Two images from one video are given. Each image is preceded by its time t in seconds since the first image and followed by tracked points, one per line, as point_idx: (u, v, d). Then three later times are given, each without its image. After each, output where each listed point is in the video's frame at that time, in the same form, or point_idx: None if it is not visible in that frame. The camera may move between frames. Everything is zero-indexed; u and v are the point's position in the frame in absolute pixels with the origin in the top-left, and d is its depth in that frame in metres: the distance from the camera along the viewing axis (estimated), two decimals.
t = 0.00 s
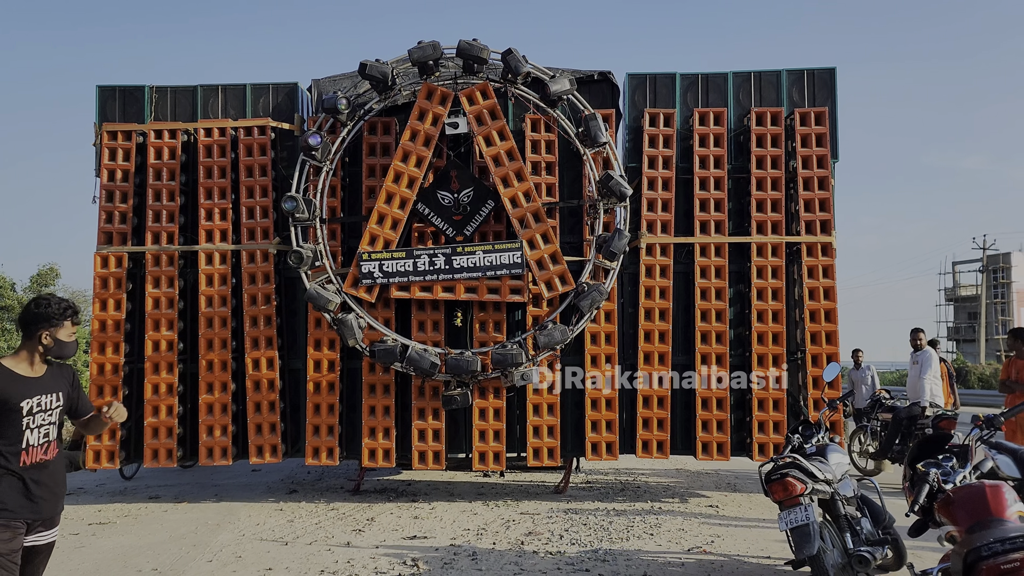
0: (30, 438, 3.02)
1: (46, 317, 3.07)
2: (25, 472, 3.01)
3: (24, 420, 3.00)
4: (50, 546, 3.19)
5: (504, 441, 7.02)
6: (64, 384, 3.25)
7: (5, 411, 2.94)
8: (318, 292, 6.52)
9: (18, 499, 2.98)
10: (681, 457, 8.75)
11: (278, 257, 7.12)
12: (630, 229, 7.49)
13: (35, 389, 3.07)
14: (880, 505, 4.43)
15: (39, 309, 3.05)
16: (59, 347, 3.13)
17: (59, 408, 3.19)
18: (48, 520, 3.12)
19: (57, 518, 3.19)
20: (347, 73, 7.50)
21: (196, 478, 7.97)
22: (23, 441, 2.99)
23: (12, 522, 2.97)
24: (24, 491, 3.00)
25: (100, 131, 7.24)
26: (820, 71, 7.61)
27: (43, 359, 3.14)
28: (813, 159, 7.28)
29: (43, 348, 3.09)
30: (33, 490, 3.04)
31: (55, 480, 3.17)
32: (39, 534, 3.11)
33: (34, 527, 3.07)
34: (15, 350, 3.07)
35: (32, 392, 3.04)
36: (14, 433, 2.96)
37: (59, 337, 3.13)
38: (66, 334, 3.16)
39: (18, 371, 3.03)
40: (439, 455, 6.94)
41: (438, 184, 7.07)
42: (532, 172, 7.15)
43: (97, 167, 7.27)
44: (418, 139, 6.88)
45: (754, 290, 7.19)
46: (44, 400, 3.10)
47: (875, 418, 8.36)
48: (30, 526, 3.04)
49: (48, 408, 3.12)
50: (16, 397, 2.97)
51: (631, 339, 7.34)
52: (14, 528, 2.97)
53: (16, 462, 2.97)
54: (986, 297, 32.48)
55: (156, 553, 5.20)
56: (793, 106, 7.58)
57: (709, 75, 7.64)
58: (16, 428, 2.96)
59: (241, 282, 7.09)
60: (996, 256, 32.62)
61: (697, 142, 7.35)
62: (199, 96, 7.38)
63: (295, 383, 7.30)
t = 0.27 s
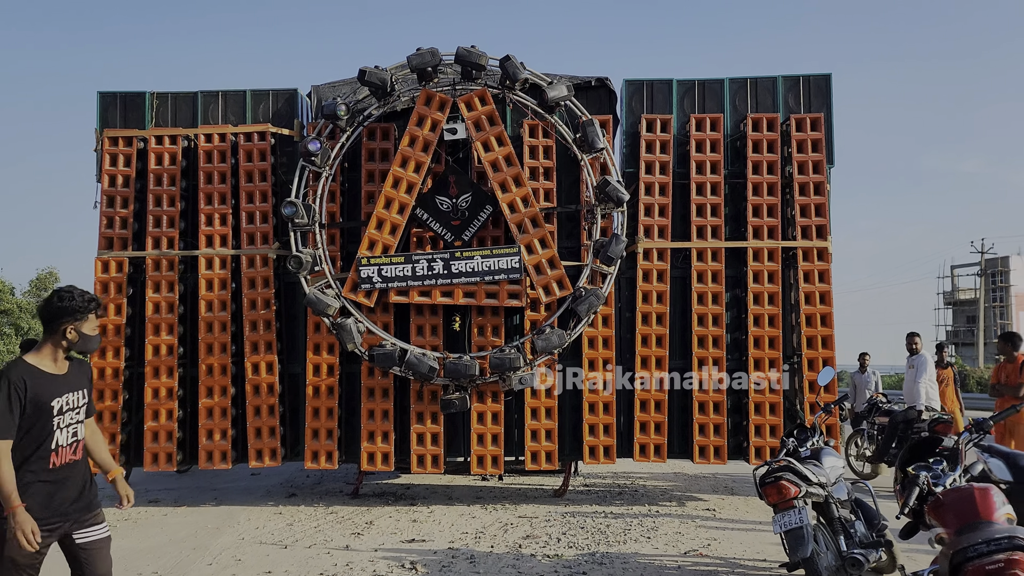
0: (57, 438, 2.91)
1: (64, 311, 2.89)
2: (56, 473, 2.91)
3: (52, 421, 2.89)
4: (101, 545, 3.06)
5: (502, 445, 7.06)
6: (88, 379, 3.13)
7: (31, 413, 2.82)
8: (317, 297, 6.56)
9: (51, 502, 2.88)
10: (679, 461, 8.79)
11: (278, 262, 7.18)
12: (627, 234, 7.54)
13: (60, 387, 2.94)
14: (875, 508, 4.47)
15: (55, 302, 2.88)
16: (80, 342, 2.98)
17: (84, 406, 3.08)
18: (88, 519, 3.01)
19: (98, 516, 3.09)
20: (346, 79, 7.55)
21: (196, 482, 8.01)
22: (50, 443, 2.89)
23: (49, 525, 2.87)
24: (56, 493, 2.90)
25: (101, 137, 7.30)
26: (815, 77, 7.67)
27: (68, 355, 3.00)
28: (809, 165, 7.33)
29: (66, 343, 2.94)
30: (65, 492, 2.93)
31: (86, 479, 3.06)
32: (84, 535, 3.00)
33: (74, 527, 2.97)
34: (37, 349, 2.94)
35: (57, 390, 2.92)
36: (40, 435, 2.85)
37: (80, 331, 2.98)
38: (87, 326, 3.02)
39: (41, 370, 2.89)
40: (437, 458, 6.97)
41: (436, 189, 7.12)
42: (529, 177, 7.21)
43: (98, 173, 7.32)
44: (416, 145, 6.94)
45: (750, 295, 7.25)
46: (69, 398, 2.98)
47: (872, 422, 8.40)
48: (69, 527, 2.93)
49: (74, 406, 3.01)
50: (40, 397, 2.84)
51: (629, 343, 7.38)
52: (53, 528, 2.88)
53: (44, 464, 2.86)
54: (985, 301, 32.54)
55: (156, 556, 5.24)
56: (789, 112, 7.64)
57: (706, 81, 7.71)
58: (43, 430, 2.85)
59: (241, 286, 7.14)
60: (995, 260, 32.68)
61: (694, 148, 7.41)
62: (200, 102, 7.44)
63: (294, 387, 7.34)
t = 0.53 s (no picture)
0: (105, 438, 2.96)
1: (112, 312, 2.97)
2: (103, 472, 2.95)
3: (101, 419, 2.94)
4: (139, 549, 3.11)
5: (500, 446, 7.13)
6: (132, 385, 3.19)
7: (82, 410, 2.87)
8: (317, 299, 6.64)
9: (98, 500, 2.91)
10: (676, 462, 8.86)
11: (278, 264, 7.25)
12: (624, 237, 7.62)
13: (107, 387, 2.99)
14: (867, 508, 4.54)
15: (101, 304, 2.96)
16: (125, 342, 3.03)
17: (130, 410, 3.13)
18: (127, 524, 3.06)
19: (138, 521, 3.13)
20: (346, 83, 7.63)
21: (197, 483, 8.08)
22: (99, 442, 2.94)
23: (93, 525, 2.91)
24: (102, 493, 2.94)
25: (104, 141, 7.38)
26: (811, 81, 7.74)
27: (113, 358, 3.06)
28: (805, 168, 7.41)
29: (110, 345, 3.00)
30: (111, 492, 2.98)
31: (128, 483, 3.11)
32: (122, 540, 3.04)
33: (115, 531, 3.01)
34: (85, 351, 3.02)
35: (107, 391, 2.98)
36: (91, 431, 2.90)
37: (126, 333, 3.04)
38: (132, 328, 3.05)
39: (89, 370, 2.95)
40: (436, 459, 7.04)
41: (435, 193, 7.19)
42: (527, 180, 7.29)
43: (101, 176, 7.40)
44: (415, 149, 7.02)
45: (746, 297, 7.32)
46: (116, 400, 3.04)
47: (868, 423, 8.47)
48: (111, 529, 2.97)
49: (121, 410, 3.06)
50: (91, 396, 2.91)
51: (626, 345, 7.45)
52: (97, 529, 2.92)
53: (93, 462, 2.91)
54: (985, 302, 32.57)
55: (157, 555, 5.31)
56: (784, 116, 7.72)
57: (702, 85, 7.79)
58: (94, 428, 2.91)
59: (242, 289, 7.22)
60: (995, 262, 32.72)
61: (690, 152, 7.48)
62: (201, 106, 7.52)
63: (294, 389, 7.41)
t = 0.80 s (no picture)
0: (177, 433, 2.85)
1: (185, 305, 2.87)
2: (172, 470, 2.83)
3: (170, 414, 2.83)
4: (201, 554, 2.95)
5: (500, 442, 7.21)
6: (211, 380, 3.06)
7: (150, 403, 2.79)
8: (319, 298, 6.74)
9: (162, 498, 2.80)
10: (675, 458, 8.94)
11: (281, 263, 7.33)
12: (623, 236, 7.69)
13: (181, 382, 2.88)
14: (860, 503, 4.62)
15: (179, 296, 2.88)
16: (194, 334, 2.90)
17: (204, 406, 3.00)
18: (192, 526, 2.90)
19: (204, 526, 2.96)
20: (347, 83, 7.70)
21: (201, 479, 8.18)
22: (166, 438, 2.82)
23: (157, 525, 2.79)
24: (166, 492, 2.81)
25: (108, 141, 7.47)
26: (808, 82, 7.81)
27: (189, 351, 2.96)
28: (802, 168, 7.47)
29: (185, 338, 2.90)
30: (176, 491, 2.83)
31: (198, 482, 2.94)
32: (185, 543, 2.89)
33: (179, 534, 2.87)
34: (166, 343, 2.95)
35: (179, 385, 2.86)
36: (159, 426, 2.81)
37: (197, 326, 2.91)
38: (202, 322, 2.92)
39: (166, 363, 2.87)
40: (436, 455, 7.13)
41: (435, 192, 7.27)
42: (527, 180, 7.36)
43: (106, 176, 7.49)
44: (416, 149, 7.10)
45: (744, 295, 7.39)
46: (190, 395, 2.92)
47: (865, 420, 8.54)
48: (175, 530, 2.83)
49: (194, 404, 2.94)
50: (161, 390, 2.80)
51: (624, 343, 7.53)
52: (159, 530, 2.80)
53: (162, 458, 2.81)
54: (986, 301, 32.59)
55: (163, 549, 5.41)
56: (782, 116, 7.78)
57: (700, 85, 7.86)
58: (161, 423, 2.81)
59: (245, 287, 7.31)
60: (996, 260, 32.74)
61: (689, 151, 7.55)
62: (204, 106, 7.60)
63: (297, 386, 7.50)
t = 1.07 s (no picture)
0: (235, 436, 2.74)
1: (237, 303, 2.75)
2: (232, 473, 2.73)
3: (227, 416, 2.72)
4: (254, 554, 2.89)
5: (500, 440, 7.28)
6: (269, 379, 2.95)
7: (205, 405, 2.68)
8: (321, 297, 6.79)
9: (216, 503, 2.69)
10: (674, 456, 9.01)
11: (283, 262, 7.38)
12: (622, 235, 7.75)
13: (237, 382, 2.77)
14: (856, 500, 4.69)
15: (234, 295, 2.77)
16: (247, 334, 2.77)
17: (264, 405, 2.90)
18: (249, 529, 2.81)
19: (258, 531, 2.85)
20: (348, 83, 7.74)
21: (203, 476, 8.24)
22: (227, 440, 2.73)
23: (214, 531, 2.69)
24: (221, 496, 2.71)
25: (111, 141, 7.51)
26: (807, 82, 7.86)
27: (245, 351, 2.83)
28: (800, 168, 7.52)
29: (238, 337, 2.77)
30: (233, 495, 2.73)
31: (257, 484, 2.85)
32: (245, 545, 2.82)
33: (236, 538, 2.76)
34: (222, 344, 2.84)
35: (236, 386, 2.75)
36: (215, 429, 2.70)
37: (249, 324, 2.78)
38: (255, 321, 2.79)
39: (221, 363, 2.76)
40: (437, 453, 7.19)
41: (436, 192, 7.31)
42: (527, 179, 7.42)
43: (108, 175, 7.53)
44: (417, 149, 7.15)
45: (742, 294, 7.45)
46: (248, 396, 2.80)
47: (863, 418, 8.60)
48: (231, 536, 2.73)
49: (253, 405, 2.82)
50: (216, 391, 2.69)
51: (624, 341, 7.58)
52: (217, 534, 2.69)
53: (222, 462, 2.71)
54: (985, 299, 32.66)
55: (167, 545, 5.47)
56: (781, 116, 7.83)
57: (699, 86, 7.90)
58: (217, 425, 2.70)
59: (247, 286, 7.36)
60: (994, 259, 32.81)
61: (688, 151, 7.60)
62: (206, 106, 7.65)
63: (298, 384, 7.55)
